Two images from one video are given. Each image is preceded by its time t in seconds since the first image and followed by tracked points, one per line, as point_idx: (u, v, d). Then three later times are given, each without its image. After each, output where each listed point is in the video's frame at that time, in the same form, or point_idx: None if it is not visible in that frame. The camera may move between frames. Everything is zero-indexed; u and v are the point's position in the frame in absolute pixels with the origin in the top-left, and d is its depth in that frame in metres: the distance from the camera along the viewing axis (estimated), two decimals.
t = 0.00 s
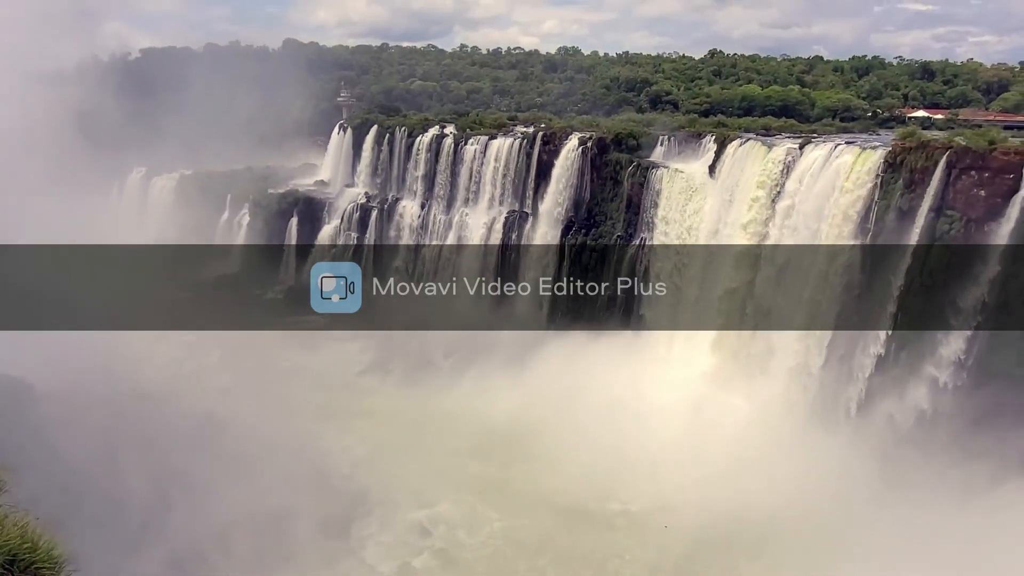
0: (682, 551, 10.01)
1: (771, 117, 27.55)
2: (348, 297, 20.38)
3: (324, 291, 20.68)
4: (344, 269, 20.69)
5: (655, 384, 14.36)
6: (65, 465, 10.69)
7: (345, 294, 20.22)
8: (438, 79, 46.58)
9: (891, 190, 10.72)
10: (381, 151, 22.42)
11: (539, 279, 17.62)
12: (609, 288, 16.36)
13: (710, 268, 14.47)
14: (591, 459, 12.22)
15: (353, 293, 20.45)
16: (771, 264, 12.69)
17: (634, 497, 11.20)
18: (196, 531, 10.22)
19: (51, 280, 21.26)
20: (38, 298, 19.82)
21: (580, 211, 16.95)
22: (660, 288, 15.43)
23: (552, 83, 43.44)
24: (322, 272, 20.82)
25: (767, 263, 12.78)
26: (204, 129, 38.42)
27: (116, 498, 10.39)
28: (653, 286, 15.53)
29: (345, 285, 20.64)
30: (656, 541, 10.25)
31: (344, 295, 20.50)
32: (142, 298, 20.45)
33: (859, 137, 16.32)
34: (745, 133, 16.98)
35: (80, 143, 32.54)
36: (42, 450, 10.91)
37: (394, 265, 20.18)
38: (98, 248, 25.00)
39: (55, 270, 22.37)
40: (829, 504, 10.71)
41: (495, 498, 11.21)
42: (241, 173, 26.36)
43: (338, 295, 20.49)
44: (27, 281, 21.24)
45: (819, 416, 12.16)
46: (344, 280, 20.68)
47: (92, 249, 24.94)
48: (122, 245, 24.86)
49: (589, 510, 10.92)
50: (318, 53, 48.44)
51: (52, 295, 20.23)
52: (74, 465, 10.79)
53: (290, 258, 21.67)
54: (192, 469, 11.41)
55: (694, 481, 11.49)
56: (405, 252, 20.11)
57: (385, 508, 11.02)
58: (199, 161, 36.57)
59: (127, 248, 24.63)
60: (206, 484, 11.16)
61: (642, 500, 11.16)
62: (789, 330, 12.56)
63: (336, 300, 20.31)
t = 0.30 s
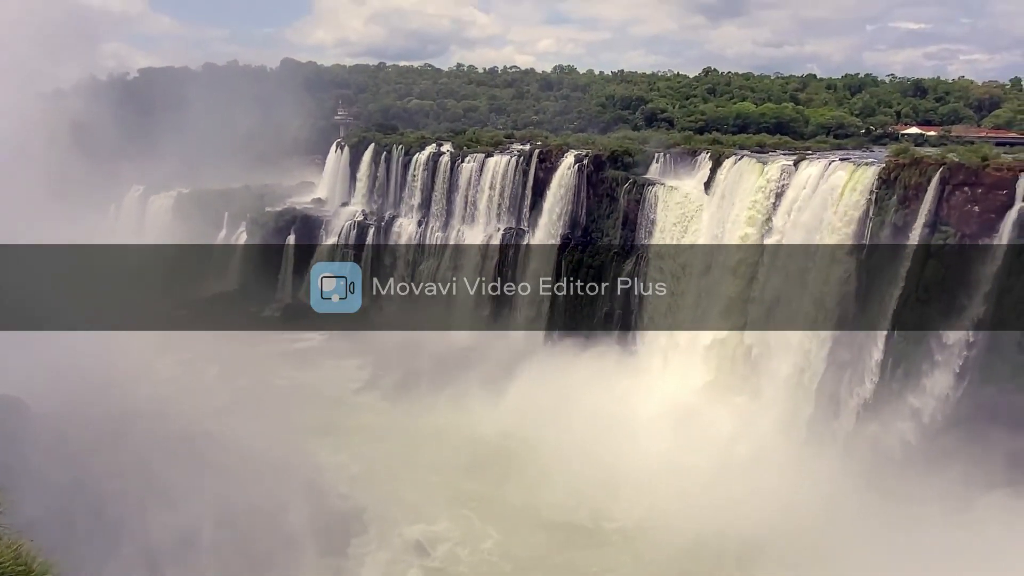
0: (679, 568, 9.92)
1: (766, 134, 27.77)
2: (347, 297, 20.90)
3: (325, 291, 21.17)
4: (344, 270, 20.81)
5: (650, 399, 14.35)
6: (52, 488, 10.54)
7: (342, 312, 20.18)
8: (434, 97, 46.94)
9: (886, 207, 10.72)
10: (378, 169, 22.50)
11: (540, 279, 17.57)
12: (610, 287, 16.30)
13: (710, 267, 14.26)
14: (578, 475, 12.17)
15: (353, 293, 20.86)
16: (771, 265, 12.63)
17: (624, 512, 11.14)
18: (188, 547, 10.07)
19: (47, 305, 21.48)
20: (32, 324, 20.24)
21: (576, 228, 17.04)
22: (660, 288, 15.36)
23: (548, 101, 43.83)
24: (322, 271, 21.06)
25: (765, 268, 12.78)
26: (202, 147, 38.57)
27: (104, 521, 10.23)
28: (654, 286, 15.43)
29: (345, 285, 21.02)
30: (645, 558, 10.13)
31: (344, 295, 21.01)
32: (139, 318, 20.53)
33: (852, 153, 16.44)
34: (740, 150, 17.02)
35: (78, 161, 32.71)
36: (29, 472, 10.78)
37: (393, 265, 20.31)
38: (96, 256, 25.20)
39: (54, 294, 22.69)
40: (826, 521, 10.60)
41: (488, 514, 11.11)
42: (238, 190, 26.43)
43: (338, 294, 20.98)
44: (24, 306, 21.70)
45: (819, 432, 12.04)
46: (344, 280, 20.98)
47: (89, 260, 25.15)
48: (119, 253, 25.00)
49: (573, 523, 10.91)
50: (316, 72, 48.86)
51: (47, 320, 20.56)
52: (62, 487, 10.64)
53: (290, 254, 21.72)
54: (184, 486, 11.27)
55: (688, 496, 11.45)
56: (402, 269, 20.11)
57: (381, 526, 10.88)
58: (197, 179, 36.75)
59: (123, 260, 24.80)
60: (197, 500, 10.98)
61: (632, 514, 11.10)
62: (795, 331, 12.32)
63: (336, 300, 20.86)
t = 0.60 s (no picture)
0: None
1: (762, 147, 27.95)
2: (347, 297, 21.19)
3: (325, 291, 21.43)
4: (343, 270, 21.09)
5: (647, 412, 14.29)
6: (46, 496, 10.47)
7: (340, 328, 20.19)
8: (431, 112, 47.24)
9: (882, 220, 10.73)
10: (376, 183, 22.55)
11: (539, 279, 17.63)
12: (609, 287, 16.29)
13: (709, 266, 14.22)
14: (566, 489, 12.10)
15: (353, 293, 21.14)
16: (770, 275, 12.59)
17: (612, 526, 11.07)
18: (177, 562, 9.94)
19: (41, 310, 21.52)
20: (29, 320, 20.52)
21: (575, 242, 17.06)
22: (660, 287, 15.34)
23: (545, 116, 44.14)
24: (322, 271, 21.33)
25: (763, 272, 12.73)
26: (201, 163, 38.71)
27: (93, 534, 10.11)
28: (653, 286, 15.46)
29: (345, 285, 21.29)
30: (637, 571, 10.04)
31: (344, 294, 21.34)
32: (136, 332, 20.51)
33: (847, 166, 16.51)
34: (736, 164, 17.12)
35: (77, 176, 32.87)
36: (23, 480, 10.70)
37: (394, 261, 20.38)
38: (98, 262, 25.50)
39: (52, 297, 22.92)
40: (822, 535, 10.49)
41: (480, 528, 11.03)
42: (236, 205, 26.49)
43: (338, 294, 21.32)
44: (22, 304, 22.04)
45: (816, 445, 11.95)
46: (344, 280, 21.25)
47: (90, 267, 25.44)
48: (121, 261, 25.34)
49: (559, 536, 10.83)
50: (316, 88, 49.23)
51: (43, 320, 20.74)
52: (55, 497, 10.56)
53: (288, 258, 21.73)
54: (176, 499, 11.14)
55: (680, 509, 11.39)
56: (400, 283, 20.25)
57: (377, 542, 10.74)
58: (195, 193, 36.90)
59: (123, 269, 25.08)
60: (189, 514, 10.85)
61: (620, 527, 11.03)
62: (796, 331, 12.20)
63: (336, 299, 21.23)
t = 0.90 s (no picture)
0: None
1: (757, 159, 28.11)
2: (347, 298, 20.76)
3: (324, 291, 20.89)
4: (343, 269, 20.68)
5: (645, 423, 14.24)
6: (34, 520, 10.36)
7: (338, 341, 20.17)
8: (428, 125, 47.48)
9: (878, 230, 10.76)
10: (374, 196, 22.61)
11: (539, 279, 17.60)
12: (609, 286, 16.31)
13: (708, 264, 14.16)
14: (558, 500, 12.06)
15: (353, 293, 20.67)
16: (771, 269, 12.44)
17: (600, 535, 11.06)
18: (172, 571, 9.84)
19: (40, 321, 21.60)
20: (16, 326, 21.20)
21: (572, 253, 17.03)
22: (660, 288, 15.28)
23: (541, 128, 44.39)
24: (322, 271, 20.97)
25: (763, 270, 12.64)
26: (199, 177, 38.83)
27: (84, 547, 10.01)
28: (653, 286, 15.40)
29: (345, 285, 20.78)
30: None
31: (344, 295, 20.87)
32: (134, 345, 20.48)
33: (843, 178, 16.59)
34: (733, 176, 17.20)
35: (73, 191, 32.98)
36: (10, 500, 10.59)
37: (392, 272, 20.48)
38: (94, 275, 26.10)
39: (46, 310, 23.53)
40: (817, 544, 10.44)
41: (476, 539, 10.96)
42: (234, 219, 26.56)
43: (338, 293, 20.83)
44: (16, 317, 22.82)
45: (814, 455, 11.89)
46: (344, 280, 20.78)
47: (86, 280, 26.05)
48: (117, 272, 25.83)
49: (549, 547, 10.77)
50: (314, 102, 49.50)
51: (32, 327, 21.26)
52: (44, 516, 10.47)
53: (286, 271, 21.65)
54: (167, 510, 11.01)
55: (672, 519, 11.38)
56: (397, 296, 20.27)
57: (372, 555, 10.62)
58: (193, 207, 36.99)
59: (119, 280, 25.52)
60: (184, 526, 10.75)
61: (611, 538, 11.00)
62: (796, 325, 12.12)
63: (335, 299, 20.84)
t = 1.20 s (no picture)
0: None
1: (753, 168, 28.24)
2: (347, 298, 20.96)
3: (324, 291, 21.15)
4: (343, 270, 20.88)
5: (643, 432, 14.23)
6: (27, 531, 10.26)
7: (336, 350, 20.13)
8: (426, 136, 47.70)
9: (874, 240, 10.75)
10: (371, 208, 22.65)
11: (540, 279, 17.57)
12: (609, 284, 16.22)
13: (707, 265, 14.07)
14: (554, 509, 12.04)
15: (353, 293, 20.88)
16: (772, 269, 12.38)
17: (590, 544, 11.04)
18: None
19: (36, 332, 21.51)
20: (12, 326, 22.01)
21: (570, 263, 17.06)
22: (660, 288, 15.14)
23: (538, 138, 44.60)
24: (322, 271, 21.14)
25: (764, 274, 12.58)
26: (197, 188, 39.00)
27: (76, 558, 9.90)
28: (653, 286, 15.27)
29: (345, 285, 20.98)
30: None
31: (344, 294, 21.09)
32: (131, 356, 20.51)
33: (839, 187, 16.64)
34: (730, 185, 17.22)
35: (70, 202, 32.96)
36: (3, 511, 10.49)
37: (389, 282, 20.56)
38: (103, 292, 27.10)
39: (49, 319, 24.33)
40: (812, 551, 10.44)
41: (472, 551, 10.87)
42: (232, 230, 26.67)
43: (338, 294, 21.04)
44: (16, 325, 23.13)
45: (813, 464, 11.86)
46: (344, 280, 20.97)
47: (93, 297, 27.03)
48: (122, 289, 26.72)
49: (541, 555, 10.75)
50: (311, 113, 49.76)
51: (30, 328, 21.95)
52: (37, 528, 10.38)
53: (284, 282, 21.73)
54: (161, 521, 10.91)
55: (664, 526, 11.41)
56: (394, 305, 20.36)
57: (368, 566, 10.52)
58: (191, 219, 37.06)
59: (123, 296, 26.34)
60: (178, 535, 10.69)
61: (603, 546, 10.98)
62: (795, 331, 12.08)
63: (336, 300, 21.02)
